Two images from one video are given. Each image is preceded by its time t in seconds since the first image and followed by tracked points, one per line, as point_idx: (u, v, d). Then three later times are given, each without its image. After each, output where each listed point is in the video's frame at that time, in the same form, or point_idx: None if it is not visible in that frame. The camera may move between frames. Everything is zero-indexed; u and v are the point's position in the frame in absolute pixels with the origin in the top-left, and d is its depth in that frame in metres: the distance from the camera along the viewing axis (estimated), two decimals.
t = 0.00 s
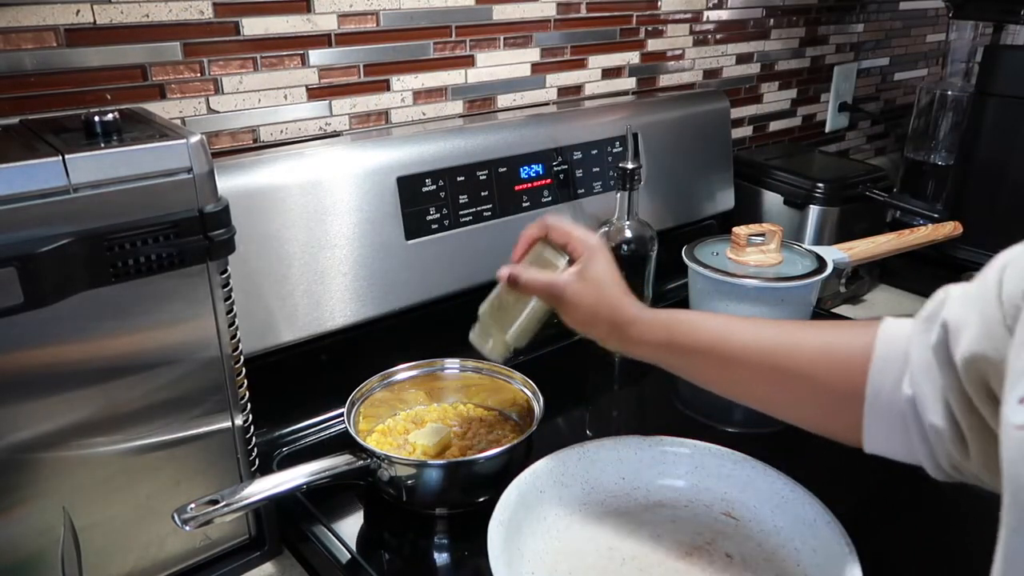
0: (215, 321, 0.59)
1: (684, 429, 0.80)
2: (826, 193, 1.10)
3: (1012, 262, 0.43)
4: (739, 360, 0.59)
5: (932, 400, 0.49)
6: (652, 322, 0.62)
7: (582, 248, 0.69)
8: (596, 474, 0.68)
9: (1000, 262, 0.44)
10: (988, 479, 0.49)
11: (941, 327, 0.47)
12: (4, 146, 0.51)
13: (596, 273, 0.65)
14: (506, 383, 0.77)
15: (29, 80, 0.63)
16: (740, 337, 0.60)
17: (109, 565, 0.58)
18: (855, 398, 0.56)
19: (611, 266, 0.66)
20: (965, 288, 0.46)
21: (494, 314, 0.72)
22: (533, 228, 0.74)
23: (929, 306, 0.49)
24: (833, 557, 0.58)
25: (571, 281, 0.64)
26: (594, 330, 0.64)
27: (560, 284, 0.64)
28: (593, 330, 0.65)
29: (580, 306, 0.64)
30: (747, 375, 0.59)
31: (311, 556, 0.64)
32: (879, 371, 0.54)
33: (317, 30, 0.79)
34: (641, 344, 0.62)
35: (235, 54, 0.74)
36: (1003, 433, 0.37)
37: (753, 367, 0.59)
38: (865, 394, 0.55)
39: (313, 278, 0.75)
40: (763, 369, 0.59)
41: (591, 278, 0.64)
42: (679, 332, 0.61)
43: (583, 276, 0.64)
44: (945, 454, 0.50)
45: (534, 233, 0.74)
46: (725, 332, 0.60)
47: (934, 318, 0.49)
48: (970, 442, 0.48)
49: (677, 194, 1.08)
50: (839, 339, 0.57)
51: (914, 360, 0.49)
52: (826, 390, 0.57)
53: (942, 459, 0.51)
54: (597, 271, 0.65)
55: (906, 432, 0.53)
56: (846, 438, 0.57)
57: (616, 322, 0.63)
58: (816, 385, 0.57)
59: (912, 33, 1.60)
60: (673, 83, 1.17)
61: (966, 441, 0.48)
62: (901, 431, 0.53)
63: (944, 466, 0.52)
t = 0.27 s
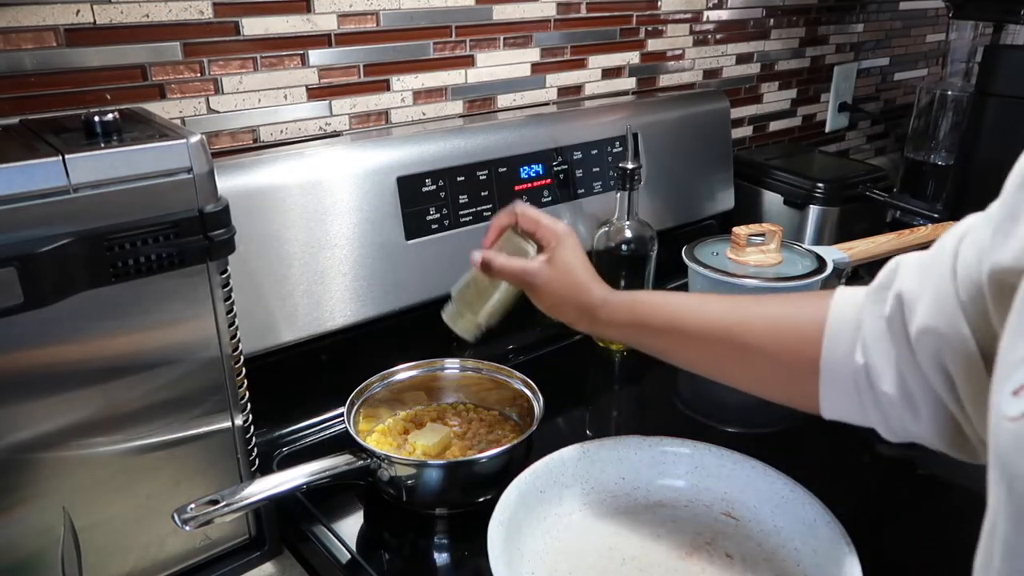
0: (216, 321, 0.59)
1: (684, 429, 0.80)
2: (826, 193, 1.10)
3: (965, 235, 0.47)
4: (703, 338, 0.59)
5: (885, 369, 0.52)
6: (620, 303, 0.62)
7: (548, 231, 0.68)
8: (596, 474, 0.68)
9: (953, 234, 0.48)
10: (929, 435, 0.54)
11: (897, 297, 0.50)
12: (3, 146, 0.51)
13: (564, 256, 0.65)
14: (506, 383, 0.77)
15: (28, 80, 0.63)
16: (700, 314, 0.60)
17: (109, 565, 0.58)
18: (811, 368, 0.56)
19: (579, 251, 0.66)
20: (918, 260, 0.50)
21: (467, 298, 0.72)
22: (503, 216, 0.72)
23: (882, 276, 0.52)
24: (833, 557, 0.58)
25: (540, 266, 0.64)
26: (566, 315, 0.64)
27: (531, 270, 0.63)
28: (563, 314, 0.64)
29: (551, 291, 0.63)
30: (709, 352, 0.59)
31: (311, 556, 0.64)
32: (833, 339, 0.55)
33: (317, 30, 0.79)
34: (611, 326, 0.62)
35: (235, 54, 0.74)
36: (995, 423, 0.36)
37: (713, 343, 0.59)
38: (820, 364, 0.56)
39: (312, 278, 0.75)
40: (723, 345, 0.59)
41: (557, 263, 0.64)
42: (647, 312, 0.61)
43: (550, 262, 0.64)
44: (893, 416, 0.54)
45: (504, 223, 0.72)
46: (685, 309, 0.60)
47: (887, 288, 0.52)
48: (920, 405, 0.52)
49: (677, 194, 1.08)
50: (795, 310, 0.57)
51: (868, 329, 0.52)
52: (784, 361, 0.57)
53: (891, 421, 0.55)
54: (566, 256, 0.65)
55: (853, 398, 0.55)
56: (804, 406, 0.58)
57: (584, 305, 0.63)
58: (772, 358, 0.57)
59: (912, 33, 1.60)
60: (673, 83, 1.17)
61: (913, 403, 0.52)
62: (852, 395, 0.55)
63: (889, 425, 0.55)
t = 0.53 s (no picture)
0: (216, 321, 0.59)
1: (684, 429, 0.79)
2: (826, 193, 1.10)
3: (941, 221, 0.47)
4: (669, 333, 0.58)
5: (851, 356, 0.52)
6: (583, 302, 0.60)
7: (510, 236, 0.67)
8: (595, 474, 0.68)
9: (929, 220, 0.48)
10: (892, 423, 0.53)
11: (868, 281, 0.50)
12: (3, 146, 0.51)
13: (525, 262, 0.64)
14: (507, 384, 0.77)
15: (28, 80, 0.63)
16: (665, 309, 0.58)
17: (109, 565, 0.58)
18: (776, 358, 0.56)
19: (539, 255, 0.65)
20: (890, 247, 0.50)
21: (432, 312, 0.71)
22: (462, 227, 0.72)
23: (849, 261, 0.52)
24: (833, 556, 0.58)
25: (500, 273, 0.63)
26: (529, 317, 0.62)
27: (492, 277, 0.63)
28: (525, 319, 0.63)
29: (514, 295, 0.62)
30: (676, 347, 0.58)
31: (311, 557, 0.64)
32: (797, 328, 0.54)
33: (317, 30, 0.79)
34: (576, 326, 0.60)
35: (235, 54, 0.74)
36: (982, 418, 0.33)
37: (679, 338, 0.57)
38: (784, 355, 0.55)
39: (312, 278, 0.75)
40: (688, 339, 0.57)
41: (519, 269, 0.63)
42: (612, 310, 0.59)
43: (512, 268, 0.63)
44: (857, 404, 0.54)
45: (463, 234, 0.72)
46: (650, 304, 0.58)
47: (855, 273, 0.51)
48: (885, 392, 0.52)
49: (677, 194, 1.08)
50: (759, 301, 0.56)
51: (834, 315, 0.52)
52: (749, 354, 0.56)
53: (854, 409, 0.54)
54: (527, 260, 0.63)
55: (817, 386, 0.55)
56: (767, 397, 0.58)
57: (547, 308, 0.61)
58: (737, 349, 0.56)
59: (912, 33, 1.60)
60: (673, 83, 1.17)
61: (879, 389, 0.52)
62: (816, 382, 0.55)
63: (852, 413, 0.55)
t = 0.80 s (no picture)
0: (216, 321, 0.59)
1: (684, 428, 0.80)
2: (826, 193, 1.10)
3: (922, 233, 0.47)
4: (653, 351, 0.58)
5: (844, 371, 0.51)
6: (568, 321, 0.61)
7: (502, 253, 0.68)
8: (595, 474, 0.68)
9: (909, 233, 0.48)
10: (891, 436, 0.53)
11: (857, 297, 0.50)
12: (3, 146, 0.51)
13: (513, 278, 0.64)
14: (507, 384, 0.77)
15: (28, 80, 0.63)
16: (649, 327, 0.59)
17: (108, 565, 0.58)
18: (769, 373, 0.56)
19: (527, 272, 0.65)
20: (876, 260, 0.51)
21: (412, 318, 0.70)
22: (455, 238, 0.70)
23: (835, 277, 0.52)
24: (832, 557, 0.58)
25: (488, 286, 0.63)
26: (513, 336, 0.63)
27: (479, 290, 0.63)
28: (509, 335, 0.63)
29: (498, 312, 0.62)
30: (661, 364, 0.59)
31: (311, 556, 0.64)
32: (789, 343, 0.54)
33: (317, 30, 0.79)
34: (560, 346, 0.61)
35: (235, 54, 0.74)
36: (969, 424, 0.36)
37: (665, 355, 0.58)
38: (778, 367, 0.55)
39: (312, 278, 0.75)
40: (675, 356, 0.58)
41: (506, 285, 0.63)
42: (596, 330, 0.60)
43: (499, 283, 0.63)
44: (854, 418, 0.53)
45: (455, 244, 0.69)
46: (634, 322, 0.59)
47: (843, 289, 0.52)
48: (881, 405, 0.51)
49: (677, 194, 1.08)
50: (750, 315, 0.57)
51: (826, 331, 0.52)
52: (742, 369, 0.56)
53: (852, 423, 0.54)
54: (514, 278, 0.64)
55: (814, 401, 0.54)
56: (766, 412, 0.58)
57: (533, 326, 0.62)
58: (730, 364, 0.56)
59: (912, 33, 1.60)
60: (673, 83, 1.17)
61: (874, 403, 0.52)
62: (812, 397, 0.54)
63: (850, 427, 0.54)
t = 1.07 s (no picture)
0: (216, 321, 0.59)
1: (684, 428, 0.80)
2: (826, 193, 1.10)
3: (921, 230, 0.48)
4: (664, 355, 0.57)
5: (855, 372, 0.52)
6: (573, 327, 0.59)
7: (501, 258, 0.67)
8: (595, 475, 0.68)
9: (908, 230, 0.49)
10: (905, 435, 0.53)
11: (863, 299, 0.50)
12: (3, 146, 0.51)
13: (514, 283, 0.62)
14: (506, 383, 0.77)
15: (28, 80, 0.63)
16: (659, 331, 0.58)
17: (108, 565, 0.58)
18: (781, 374, 0.55)
19: (528, 277, 0.63)
20: (880, 258, 0.51)
21: (412, 331, 0.70)
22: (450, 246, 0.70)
23: (841, 279, 0.53)
24: (833, 557, 0.58)
25: (490, 293, 0.61)
26: (517, 343, 0.61)
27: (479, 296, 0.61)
28: (512, 343, 0.61)
29: (502, 318, 0.60)
30: (672, 369, 0.58)
31: (311, 557, 0.64)
32: (798, 344, 0.54)
33: (317, 30, 0.79)
34: (567, 352, 0.59)
35: (235, 54, 0.74)
36: (969, 425, 0.36)
37: (676, 359, 0.57)
38: (791, 368, 0.55)
39: (312, 279, 0.75)
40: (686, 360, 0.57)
41: (508, 289, 0.61)
42: (605, 335, 0.58)
43: (500, 288, 0.62)
44: (867, 418, 0.54)
45: (452, 251, 0.70)
46: (643, 326, 0.58)
47: (849, 290, 0.52)
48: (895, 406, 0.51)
49: (677, 194, 1.08)
50: (758, 316, 0.56)
51: (834, 333, 0.52)
52: (755, 371, 0.56)
53: (866, 424, 0.54)
54: (515, 282, 0.62)
55: (827, 403, 0.54)
56: (778, 413, 0.57)
57: (537, 332, 0.60)
58: (742, 366, 0.56)
59: (912, 33, 1.60)
60: (673, 83, 1.17)
61: (887, 404, 0.52)
62: (824, 397, 0.54)
63: (864, 427, 0.55)
